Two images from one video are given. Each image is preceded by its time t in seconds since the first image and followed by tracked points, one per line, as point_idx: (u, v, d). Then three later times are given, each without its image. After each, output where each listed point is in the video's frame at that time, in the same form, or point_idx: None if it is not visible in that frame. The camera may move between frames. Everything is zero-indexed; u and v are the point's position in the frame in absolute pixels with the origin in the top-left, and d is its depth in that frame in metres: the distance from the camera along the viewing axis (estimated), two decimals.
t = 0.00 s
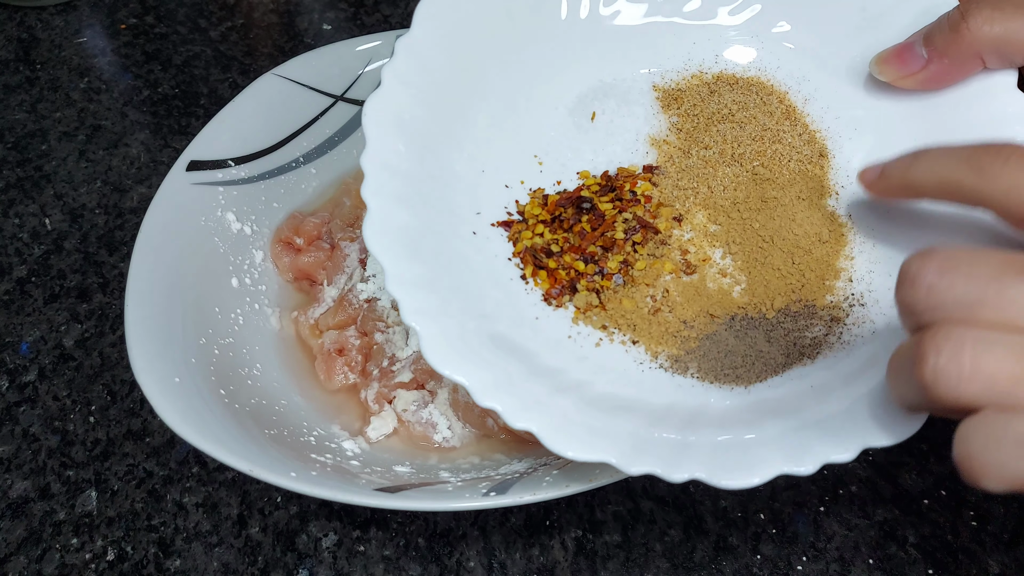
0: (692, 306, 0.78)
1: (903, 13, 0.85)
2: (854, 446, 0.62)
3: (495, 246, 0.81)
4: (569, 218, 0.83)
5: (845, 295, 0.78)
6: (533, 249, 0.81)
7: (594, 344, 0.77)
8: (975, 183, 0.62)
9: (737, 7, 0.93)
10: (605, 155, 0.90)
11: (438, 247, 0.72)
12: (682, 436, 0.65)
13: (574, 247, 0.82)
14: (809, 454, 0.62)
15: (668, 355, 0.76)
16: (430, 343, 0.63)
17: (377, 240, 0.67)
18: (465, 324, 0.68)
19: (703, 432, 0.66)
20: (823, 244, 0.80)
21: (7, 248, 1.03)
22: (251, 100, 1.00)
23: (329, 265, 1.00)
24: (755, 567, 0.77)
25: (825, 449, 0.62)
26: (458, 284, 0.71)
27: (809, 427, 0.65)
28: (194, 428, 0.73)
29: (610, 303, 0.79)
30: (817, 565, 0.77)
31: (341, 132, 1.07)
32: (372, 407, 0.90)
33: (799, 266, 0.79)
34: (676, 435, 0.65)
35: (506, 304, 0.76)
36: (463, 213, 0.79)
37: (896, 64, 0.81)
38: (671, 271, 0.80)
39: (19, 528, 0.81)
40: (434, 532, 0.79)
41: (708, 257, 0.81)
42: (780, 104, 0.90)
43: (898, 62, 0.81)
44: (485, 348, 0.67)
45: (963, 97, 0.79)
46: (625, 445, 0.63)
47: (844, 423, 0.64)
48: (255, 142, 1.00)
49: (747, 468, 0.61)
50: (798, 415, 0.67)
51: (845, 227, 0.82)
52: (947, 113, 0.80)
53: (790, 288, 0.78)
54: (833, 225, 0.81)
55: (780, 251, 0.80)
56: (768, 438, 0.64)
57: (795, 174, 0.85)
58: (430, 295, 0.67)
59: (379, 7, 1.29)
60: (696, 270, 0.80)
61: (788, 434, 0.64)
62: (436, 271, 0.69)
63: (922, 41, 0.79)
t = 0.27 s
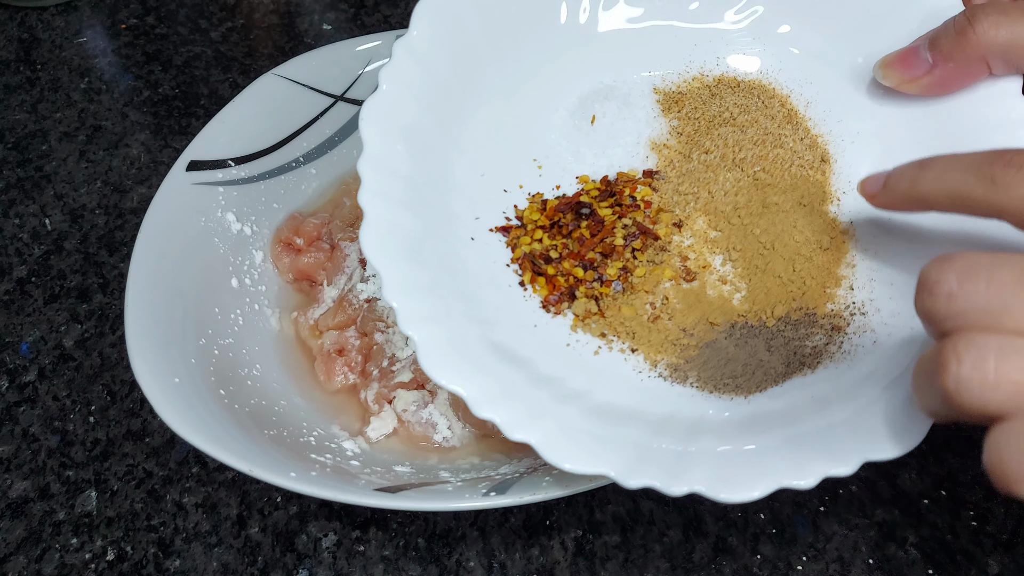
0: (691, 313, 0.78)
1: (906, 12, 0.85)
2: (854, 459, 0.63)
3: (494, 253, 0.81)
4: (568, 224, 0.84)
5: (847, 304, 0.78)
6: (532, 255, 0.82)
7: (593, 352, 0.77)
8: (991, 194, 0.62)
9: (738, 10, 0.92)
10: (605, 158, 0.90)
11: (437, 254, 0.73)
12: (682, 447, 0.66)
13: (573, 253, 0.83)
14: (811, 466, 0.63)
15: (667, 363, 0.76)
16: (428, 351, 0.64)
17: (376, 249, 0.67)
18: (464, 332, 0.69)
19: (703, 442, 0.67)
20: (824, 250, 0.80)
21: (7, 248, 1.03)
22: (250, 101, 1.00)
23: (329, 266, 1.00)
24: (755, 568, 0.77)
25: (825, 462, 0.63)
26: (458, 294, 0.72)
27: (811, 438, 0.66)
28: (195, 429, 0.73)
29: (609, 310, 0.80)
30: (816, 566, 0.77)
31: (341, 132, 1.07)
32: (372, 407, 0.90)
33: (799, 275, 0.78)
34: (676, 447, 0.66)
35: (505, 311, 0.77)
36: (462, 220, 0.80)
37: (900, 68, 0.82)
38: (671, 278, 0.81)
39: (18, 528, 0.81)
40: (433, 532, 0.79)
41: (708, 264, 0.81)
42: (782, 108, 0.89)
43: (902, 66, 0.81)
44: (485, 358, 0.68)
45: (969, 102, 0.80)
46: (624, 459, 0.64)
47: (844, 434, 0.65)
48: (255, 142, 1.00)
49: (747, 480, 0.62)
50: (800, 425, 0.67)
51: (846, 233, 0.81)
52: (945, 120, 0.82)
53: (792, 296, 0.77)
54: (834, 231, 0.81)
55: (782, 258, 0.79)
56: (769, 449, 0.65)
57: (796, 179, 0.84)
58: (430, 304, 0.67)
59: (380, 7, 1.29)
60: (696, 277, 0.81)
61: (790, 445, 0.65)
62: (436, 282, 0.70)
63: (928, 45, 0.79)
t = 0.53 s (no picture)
0: (691, 327, 0.79)
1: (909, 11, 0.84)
2: (863, 471, 0.61)
3: (491, 272, 0.82)
4: (564, 239, 0.84)
5: (847, 313, 0.79)
6: (528, 272, 0.82)
7: (593, 368, 0.78)
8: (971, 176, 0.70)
9: (734, 17, 0.91)
10: (599, 172, 0.92)
11: (433, 275, 0.72)
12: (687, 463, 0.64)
13: (569, 269, 0.83)
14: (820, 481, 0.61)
15: (670, 378, 0.77)
16: (425, 372, 0.64)
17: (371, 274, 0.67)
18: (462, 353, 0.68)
19: (708, 455, 0.65)
20: (824, 260, 0.81)
21: (7, 248, 1.03)
22: (248, 101, 1.00)
23: (328, 265, 1.00)
24: (755, 566, 0.77)
25: (834, 475, 0.61)
26: (456, 314, 0.72)
27: (819, 450, 0.64)
28: (196, 430, 0.73)
29: (609, 325, 0.80)
30: (816, 564, 0.77)
31: (341, 131, 1.06)
32: (372, 407, 0.90)
33: (800, 283, 0.79)
34: (681, 463, 0.64)
35: (503, 327, 0.77)
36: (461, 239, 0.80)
37: (896, 74, 0.81)
38: (670, 291, 0.82)
39: (19, 527, 0.81)
40: (433, 532, 0.79)
41: (708, 276, 0.83)
42: (776, 118, 0.90)
43: (899, 73, 0.81)
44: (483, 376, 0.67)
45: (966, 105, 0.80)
46: (629, 478, 0.62)
47: (855, 448, 0.63)
48: (255, 142, 1.00)
49: (754, 495, 0.60)
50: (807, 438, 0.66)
51: (846, 244, 0.82)
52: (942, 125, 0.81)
53: (792, 307, 0.79)
54: (834, 241, 0.82)
55: (781, 268, 0.80)
56: (776, 462, 0.63)
57: (793, 190, 0.85)
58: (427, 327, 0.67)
59: (379, 7, 1.29)
60: (695, 290, 0.82)
61: (798, 458, 0.63)
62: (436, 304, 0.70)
63: (925, 51, 0.78)
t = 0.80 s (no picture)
0: (689, 313, 0.78)
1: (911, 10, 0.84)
2: (859, 458, 0.62)
3: (490, 253, 0.81)
4: (565, 225, 0.84)
5: (847, 302, 0.77)
6: (529, 257, 0.82)
7: (592, 354, 0.76)
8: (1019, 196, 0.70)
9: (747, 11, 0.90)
10: (600, 160, 0.91)
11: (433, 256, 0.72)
12: (682, 446, 0.64)
13: (571, 254, 0.83)
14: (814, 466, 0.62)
15: (667, 364, 0.75)
16: (425, 354, 0.64)
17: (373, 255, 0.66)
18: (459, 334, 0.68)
19: (705, 439, 0.65)
20: (824, 249, 0.80)
21: (7, 247, 1.03)
22: (246, 101, 1.00)
23: (329, 265, 1.00)
24: (756, 567, 0.77)
25: (829, 460, 0.62)
26: (452, 297, 0.71)
27: (816, 434, 0.64)
28: (194, 429, 0.73)
29: (608, 311, 0.80)
30: (817, 565, 0.77)
31: (341, 131, 1.06)
32: (372, 407, 0.90)
33: (799, 274, 0.79)
34: (677, 447, 0.64)
35: (500, 313, 0.75)
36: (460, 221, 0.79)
37: (899, 68, 0.79)
38: (669, 279, 0.81)
39: (19, 528, 0.81)
40: (434, 532, 0.79)
41: (708, 265, 0.82)
42: (779, 108, 0.90)
43: (901, 66, 0.79)
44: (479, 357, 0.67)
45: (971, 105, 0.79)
46: (623, 459, 0.63)
47: (852, 433, 0.63)
48: (254, 142, 1.00)
49: (749, 480, 0.61)
50: (804, 421, 0.65)
51: (846, 234, 0.82)
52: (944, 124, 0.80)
53: (791, 296, 0.78)
54: (834, 231, 0.82)
55: (780, 257, 0.80)
56: (773, 446, 0.63)
57: (794, 180, 0.85)
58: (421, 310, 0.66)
59: (380, 6, 1.29)
60: (695, 277, 0.81)
61: (794, 442, 0.63)
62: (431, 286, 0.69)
63: (928, 44, 0.77)
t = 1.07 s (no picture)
0: (693, 321, 0.77)
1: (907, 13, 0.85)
2: (860, 471, 0.62)
3: (493, 259, 0.80)
4: (570, 231, 0.83)
5: (850, 312, 0.76)
6: (533, 262, 0.81)
7: (596, 361, 0.76)
8: None
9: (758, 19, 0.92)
10: (606, 165, 0.90)
11: (434, 261, 0.72)
12: (685, 455, 0.65)
13: (575, 262, 0.82)
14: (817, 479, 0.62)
15: (671, 373, 0.75)
16: (429, 361, 0.64)
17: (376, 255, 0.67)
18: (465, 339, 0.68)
19: (708, 448, 0.65)
20: (828, 257, 0.80)
21: (7, 247, 1.03)
22: (249, 101, 1.00)
23: (329, 266, 1.00)
24: (755, 568, 0.77)
25: (831, 472, 0.62)
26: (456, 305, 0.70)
27: (818, 446, 0.64)
28: (194, 429, 0.73)
29: (612, 318, 0.79)
30: (817, 566, 0.77)
31: (341, 132, 1.06)
32: (372, 407, 0.90)
33: (804, 282, 0.78)
34: (682, 455, 0.65)
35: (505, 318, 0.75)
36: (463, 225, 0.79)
37: (908, 74, 0.80)
38: (675, 286, 0.80)
39: (18, 527, 0.81)
40: (434, 533, 0.79)
41: (712, 272, 0.81)
42: (785, 114, 0.90)
43: (910, 72, 0.80)
44: (484, 364, 0.67)
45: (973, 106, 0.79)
46: (626, 469, 0.63)
47: (853, 445, 0.63)
48: (255, 142, 1.00)
49: (752, 494, 0.61)
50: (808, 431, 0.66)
51: (850, 241, 0.81)
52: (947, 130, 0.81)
53: (797, 305, 0.77)
54: (839, 239, 0.81)
55: (786, 264, 0.79)
56: (775, 457, 0.64)
57: (800, 186, 0.85)
58: (426, 315, 0.66)
59: (380, 7, 1.29)
60: (699, 284, 0.80)
61: (797, 453, 0.64)
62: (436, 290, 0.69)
63: (938, 51, 0.78)
